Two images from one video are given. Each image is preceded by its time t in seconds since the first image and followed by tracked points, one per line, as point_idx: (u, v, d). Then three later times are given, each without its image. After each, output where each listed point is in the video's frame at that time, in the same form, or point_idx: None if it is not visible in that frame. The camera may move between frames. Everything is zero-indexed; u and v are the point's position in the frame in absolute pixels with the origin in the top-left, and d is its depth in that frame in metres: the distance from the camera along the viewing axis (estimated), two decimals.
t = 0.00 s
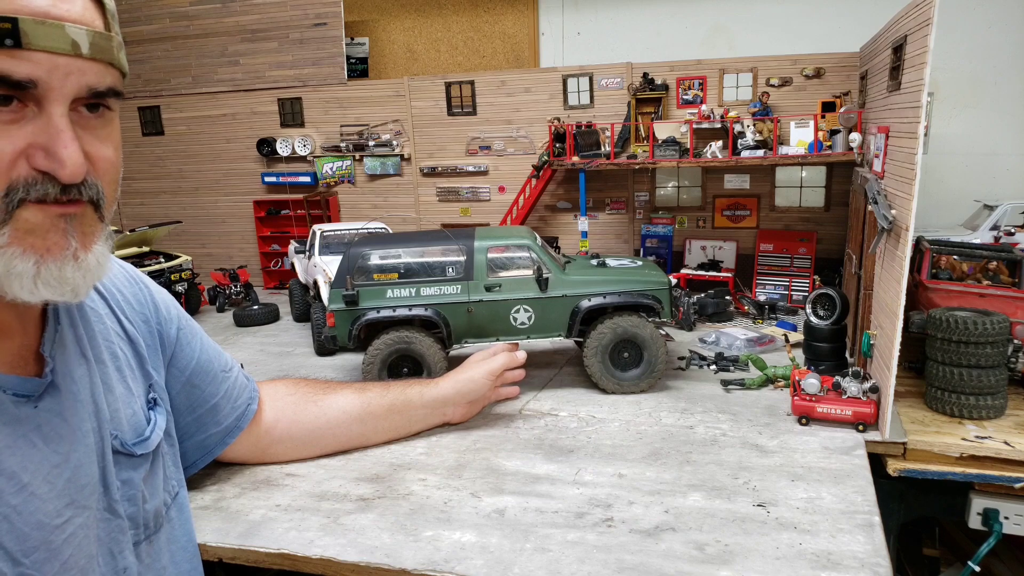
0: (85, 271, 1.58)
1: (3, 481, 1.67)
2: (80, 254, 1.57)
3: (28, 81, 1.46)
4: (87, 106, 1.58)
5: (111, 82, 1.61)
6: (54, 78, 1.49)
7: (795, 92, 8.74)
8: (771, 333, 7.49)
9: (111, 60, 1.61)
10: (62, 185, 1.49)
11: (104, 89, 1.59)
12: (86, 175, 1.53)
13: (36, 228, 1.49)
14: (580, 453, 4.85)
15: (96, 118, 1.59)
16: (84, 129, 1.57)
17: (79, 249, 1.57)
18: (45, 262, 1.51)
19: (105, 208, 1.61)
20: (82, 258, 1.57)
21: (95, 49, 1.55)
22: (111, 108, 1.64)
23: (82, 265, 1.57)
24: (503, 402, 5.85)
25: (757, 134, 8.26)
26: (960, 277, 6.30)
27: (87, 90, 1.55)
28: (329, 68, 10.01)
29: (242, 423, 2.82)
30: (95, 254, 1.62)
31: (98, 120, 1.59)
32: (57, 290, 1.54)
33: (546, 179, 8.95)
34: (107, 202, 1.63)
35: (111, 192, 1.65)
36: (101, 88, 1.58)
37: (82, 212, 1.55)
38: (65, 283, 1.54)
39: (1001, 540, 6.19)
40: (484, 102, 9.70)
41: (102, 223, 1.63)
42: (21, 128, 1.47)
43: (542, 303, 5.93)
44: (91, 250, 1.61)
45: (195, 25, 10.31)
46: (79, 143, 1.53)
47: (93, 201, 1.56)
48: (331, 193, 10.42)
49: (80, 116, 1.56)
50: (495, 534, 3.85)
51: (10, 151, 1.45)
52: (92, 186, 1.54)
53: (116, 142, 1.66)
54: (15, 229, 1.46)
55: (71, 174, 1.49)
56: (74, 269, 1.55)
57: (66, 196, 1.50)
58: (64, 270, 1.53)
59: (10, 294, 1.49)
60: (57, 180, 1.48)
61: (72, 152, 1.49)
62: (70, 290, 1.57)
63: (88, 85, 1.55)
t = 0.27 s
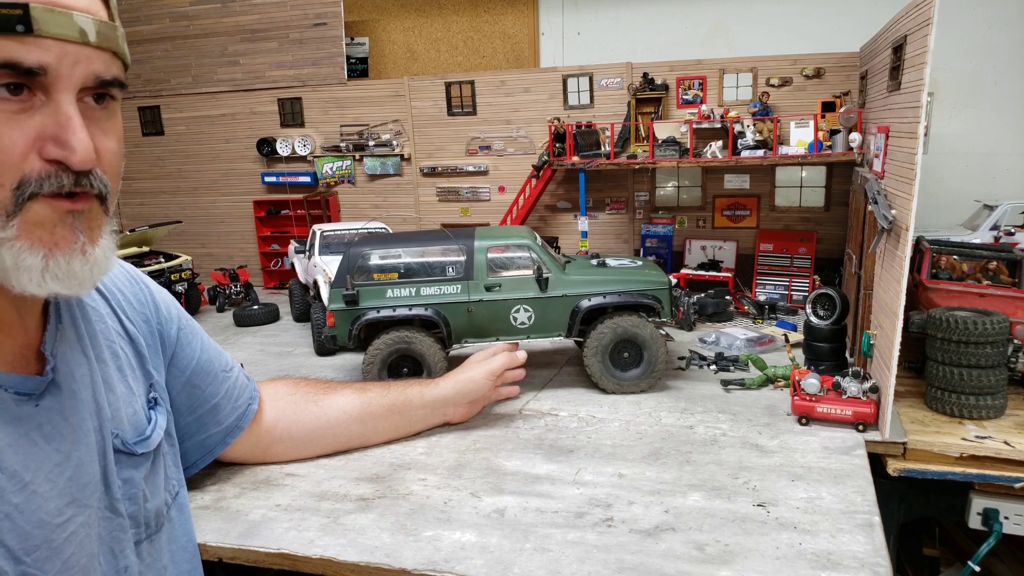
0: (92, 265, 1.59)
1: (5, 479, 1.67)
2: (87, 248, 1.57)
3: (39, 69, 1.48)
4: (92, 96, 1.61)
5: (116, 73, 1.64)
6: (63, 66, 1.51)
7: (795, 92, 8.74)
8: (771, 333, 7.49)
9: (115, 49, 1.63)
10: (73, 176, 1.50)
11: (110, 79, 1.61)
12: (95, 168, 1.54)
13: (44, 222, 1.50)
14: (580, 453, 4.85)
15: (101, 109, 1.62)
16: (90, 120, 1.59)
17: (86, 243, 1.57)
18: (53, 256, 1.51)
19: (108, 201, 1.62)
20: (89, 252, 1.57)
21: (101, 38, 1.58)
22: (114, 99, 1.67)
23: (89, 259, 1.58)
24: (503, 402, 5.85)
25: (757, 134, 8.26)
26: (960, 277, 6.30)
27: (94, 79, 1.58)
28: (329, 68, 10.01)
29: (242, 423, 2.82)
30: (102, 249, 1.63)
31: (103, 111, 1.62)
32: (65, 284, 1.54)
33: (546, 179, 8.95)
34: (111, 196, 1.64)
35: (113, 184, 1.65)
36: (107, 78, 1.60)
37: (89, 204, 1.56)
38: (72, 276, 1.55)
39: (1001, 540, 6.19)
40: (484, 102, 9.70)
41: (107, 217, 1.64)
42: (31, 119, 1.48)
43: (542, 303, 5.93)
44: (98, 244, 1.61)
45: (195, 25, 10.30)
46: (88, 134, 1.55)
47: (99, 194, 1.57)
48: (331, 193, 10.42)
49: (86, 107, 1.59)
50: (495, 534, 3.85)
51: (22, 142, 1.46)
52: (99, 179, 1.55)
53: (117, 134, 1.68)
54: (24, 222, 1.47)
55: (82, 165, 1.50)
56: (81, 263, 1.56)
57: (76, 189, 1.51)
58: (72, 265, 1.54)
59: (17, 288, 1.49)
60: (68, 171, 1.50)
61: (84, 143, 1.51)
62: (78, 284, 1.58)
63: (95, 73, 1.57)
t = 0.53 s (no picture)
0: (87, 247, 1.58)
1: (6, 481, 1.67)
2: (80, 228, 1.56)
3: (22, 53, 1.50)
4: (81, 82, 1.63)
5: (103, 57, 1.65)
6: (47, 47, 1.53)
7: (796, 92, 8.75)
8: (771, 333, 7.49)
9: (103, 33, 1.66)
10: (60, 158, 1.50)
11: (97, 62, 1.63)
12: (83, 151, 1.54)
13: (35, 206, 1.49)
14: (580, 453, 4.85)
15: (90, 95, 1.64)
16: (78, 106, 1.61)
17: (79, 224, 1.56)
18: (45, 238, 1.50)
19: (102, 187, 1.61)
20: (83, 233, 1.56)
21: (86, 19, 1.60)
22: (104, 86, 1.68)
23: (83, 241, 1.56)
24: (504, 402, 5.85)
25: (757, 134, 8.27)
26: (960, 277, 6.30)
27: (80, 61, 1.60)
28: (329, 68, 10.01)
29: (243, 424, 2.82)
30: (98, 231, 1.62)
31: (92, 97, 1.65)
32: (59, 267, 1.53)
33: (546, 179, 8.94)
34: (105, 182, 1.63)
35: (108, 172, 1.65)
36: (94, 60, 1.62)
37: (81, 187, 1.55)
38: (66, 259, 1.53)
39: (1001, 541, 6.19)
40: (484, 102, 9.70)
41: (101, 202, 1.63)
42: (19, 103, 1.50)
43: (542, 303, 5.93)
44: (93, 226, 1.60)
45: (195, 25, 10.31)
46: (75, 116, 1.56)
47: (91, 176, 1.56)
48: (331, 193, 10.42)
49: (75, 92, 1.61)
50: (495, 534, 3.85)
51: (10, 126, 1.48)
52: (89, 163, 1.55)
53: (110, 122, 1.69)
54: (15, 206, 1.46)
55: (69, 145, 1.51)
56: (75, 245, 1.54)
57: (65, 171, 1.51)
58: (65, 246, 1.52)
59: (13, 274, 1.49)
60: (56, 152, 1.50)
61: (70, 122, 1.52)
62: (73, 267, 1.56)
63: (80, 55, 1.59)
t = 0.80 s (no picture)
0: (42, 250, 1.61)
1: None
2: (32, 232, 1.59)
3: None
4: (20, 78, 1.62)
5: (41, 52, 1.66)
6: None
7: (796, 93, 8.75)
8: (771, 333, 7.49)
9: (36, 27, 1.66)
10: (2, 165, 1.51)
11: (33, 58, 1.64)
12: (26, 153, 1.56)
13: None
14: (580, 453, 4.84)
15: (32, 90, 1.63)
16: (21, 105, 1.61)
17: (30, 227, 1.59)
18: None
19: (56, 188, 1.65)
20: (35, 237, 1.59)
21: (13, 15, 1.60)
22: (48, 77, 1.68)
23: (35, 244, 1.59)
24: (504, 402, 5.85)
25: (757, 134, 8.27)
26: (960, 277, 6.30)
27: (14, 60, 1.60)
28: (329, 68, 10.01)
29: (236, 411, 2.82)
30: (52, 232, 1.65)
31: (35, 91, 1.63)
32: (17, 272, 1.56)
33: (546, 179, 8.94)
34: (57, 180, 1.66)
35: (63, 168, 1.69)
36: (30, 56, 1.63)
37: (31, 189, 1.58)
38: (21, 266, 1.56)
39: (1001, 541, 6.19)
40: (484, 102, 9.70)
41: (55, 201, 1.66)
42: None
43: (542, 303, 5.93)
44: (45, 228, 1.63)
45: (195, 25, 10.31)
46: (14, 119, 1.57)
47: (39, 178, 1.58)
48: (331, 192, 10.42)
49: (16, 89, 1.60)
50: (495, 533, 3.85)
51: None
52: (34, 165, 1.57)
53: (60, 116, 1.70)
54: None
55: (11, 150, 1.52)
56: (27, 250, 1.57)
57: (8, 177, 1.53)
58: (17, 251, 1.55)
59: None
60: None
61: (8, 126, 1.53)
62: (31, 274, 1.58)
63: (13, 55, 1.60)
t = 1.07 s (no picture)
0: (15, 259, 1.36)
1: None
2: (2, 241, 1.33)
3: None
4: None
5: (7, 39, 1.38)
6: None
7: (796, 92, 8.75)
8: (771, 333, 7.49)
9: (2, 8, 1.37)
10: None
11: None
12: None
13: None
14: (580, 453, 4.84)
15: None
16: None
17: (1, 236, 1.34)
18: None
19: (27, 188, 1.36)
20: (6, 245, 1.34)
21: None
22: (16, 69, 1.39)
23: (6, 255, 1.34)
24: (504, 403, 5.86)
25: (757, 134, 8.27)
26: (960, 277, 6.30)
27: None
28: (329, 68, 10.02)
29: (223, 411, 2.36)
30: (25, 237, 1.39)
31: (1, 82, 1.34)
32: None
33: (546, 179, 8.94)
34: (31, 180, 1.38)
35: (34, 169, 1.39)
36: None
37: None
38: None
39: (1002, 541, 6.18)
40: (484, 102, 9.71)
41: (28, 202, 1.38)
42: None
43: (542, 303, 5.93)
44: (17, 234, 1.37)
45: (195, 25, 10.32)
46: None
47: (12, 177, 1.31)
48: (331, 192, 10.42)
49: None
50: (495, 533, 3.85)
51: None
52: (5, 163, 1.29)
53: (27, 111, 1.39)
54: None
55: None
56: None
57: None
58: None
59: None
60: None
61: None
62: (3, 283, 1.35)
63: None
